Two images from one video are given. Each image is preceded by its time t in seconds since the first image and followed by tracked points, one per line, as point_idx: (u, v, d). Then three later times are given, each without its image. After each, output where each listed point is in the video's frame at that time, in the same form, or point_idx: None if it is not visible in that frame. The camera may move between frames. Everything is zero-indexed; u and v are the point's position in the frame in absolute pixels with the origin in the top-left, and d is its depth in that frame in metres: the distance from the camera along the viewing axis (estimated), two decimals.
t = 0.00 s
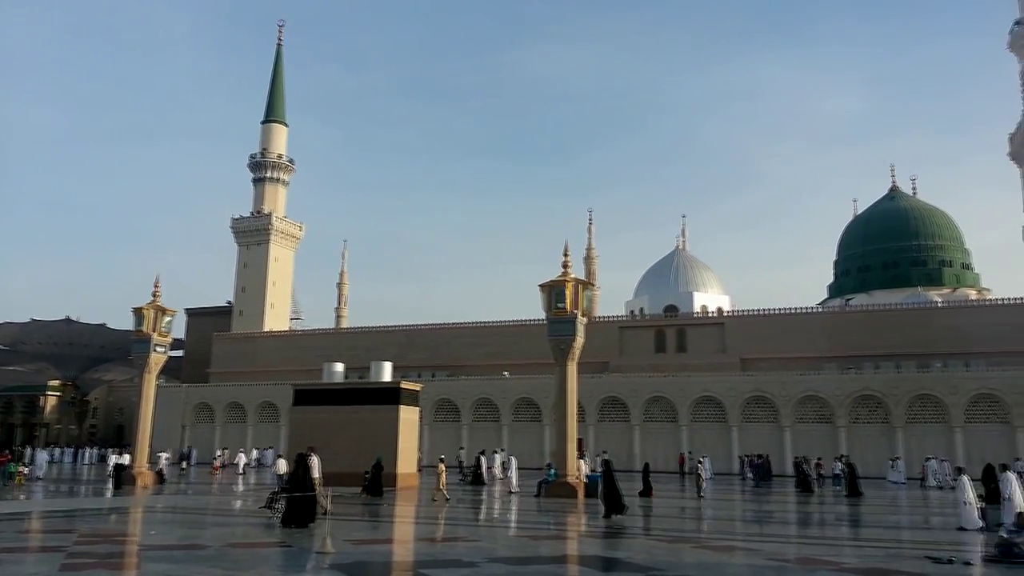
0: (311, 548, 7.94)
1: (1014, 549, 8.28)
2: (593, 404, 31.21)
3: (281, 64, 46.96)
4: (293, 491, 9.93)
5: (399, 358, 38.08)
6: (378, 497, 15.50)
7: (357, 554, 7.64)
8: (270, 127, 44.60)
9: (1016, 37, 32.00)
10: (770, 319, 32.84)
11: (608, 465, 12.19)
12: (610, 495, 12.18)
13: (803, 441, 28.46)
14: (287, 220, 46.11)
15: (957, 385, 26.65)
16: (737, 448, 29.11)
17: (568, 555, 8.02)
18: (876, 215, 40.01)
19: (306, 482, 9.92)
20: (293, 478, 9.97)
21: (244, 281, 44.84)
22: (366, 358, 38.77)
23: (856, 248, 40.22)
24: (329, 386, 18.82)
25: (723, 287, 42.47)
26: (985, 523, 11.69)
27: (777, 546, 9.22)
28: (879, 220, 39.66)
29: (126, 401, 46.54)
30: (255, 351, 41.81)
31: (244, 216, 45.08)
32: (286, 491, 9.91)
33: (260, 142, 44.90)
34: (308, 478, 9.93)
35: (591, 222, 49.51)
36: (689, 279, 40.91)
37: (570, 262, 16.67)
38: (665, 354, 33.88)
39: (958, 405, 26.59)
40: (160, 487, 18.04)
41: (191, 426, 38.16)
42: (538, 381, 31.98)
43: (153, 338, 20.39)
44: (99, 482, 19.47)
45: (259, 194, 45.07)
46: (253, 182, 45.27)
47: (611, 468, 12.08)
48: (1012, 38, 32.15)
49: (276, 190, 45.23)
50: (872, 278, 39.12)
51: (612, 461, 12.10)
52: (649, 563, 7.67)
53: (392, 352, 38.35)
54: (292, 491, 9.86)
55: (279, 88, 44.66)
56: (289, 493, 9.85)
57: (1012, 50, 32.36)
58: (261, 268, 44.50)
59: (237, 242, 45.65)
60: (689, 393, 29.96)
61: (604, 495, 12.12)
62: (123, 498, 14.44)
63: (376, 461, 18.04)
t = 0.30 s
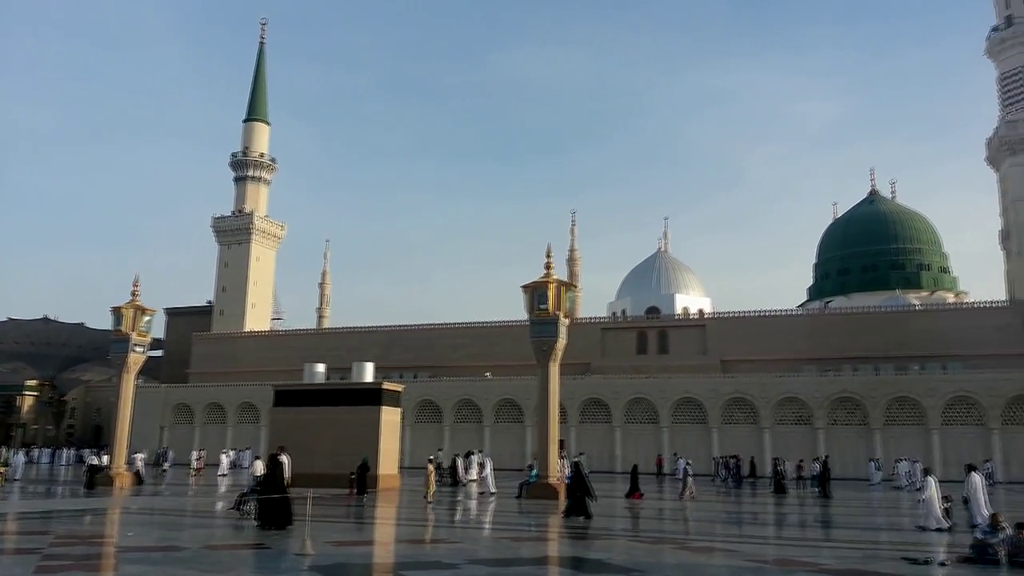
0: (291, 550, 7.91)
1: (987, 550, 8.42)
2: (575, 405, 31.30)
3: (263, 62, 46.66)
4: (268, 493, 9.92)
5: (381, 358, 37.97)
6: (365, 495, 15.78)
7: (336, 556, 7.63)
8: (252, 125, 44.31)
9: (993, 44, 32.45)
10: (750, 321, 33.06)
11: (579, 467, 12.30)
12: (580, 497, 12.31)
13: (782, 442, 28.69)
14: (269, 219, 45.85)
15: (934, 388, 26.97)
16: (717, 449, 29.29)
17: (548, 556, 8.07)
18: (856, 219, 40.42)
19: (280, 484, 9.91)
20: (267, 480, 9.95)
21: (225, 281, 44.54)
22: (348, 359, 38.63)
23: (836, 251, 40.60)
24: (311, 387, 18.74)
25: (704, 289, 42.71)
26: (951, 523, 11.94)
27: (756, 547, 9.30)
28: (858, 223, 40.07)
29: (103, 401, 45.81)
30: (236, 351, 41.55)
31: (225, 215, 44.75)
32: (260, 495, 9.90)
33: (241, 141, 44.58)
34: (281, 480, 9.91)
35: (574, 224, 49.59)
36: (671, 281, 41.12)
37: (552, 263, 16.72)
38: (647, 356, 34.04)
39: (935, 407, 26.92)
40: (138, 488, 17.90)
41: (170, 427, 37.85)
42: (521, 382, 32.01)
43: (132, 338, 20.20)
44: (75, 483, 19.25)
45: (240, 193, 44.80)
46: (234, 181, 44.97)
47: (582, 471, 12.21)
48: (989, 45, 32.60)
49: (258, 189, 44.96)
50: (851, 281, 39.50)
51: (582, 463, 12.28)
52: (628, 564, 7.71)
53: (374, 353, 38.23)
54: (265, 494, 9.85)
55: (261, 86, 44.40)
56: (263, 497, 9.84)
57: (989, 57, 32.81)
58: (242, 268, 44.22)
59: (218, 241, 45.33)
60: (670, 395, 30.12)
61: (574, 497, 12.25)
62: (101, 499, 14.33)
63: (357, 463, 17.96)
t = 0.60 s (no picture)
0: (272, 549, 7.88)
1: (963, 547, 8.51)
2: (557, 404, 31.36)
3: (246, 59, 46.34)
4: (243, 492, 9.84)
5: (363, 357, 37.87)
6: (352, 496, 15.65)
7: (317, 555, 7.61)
8: (234, 122, 43.99)
9: (972, 47, 32.82)
10: (732, 320, 33.28)
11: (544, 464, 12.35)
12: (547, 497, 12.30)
13: (762, 441, 28.90)
14: (251, 217, 45.56)
15: (912, 387, 27.27)
16: (698, 448, 29.46)
17: (530, 555, 8.09)
18: (837, 220, 40.77)
19: (256, 483, 9.83)
20: (242, 479, 9.85)
21: (206, 278, 44.22)
22: (330, 357, 38.47)
23: (817, 251, 40.94)
24: (293, 385, 18.67)
25: (686, 289, 42.92)
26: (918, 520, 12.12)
27: (736, 545, 9.38)
28: (839, 224, 40.43)
29: (83, 399, 45.42)
30: (217, 350, 41.27)
31: (207, 213, 44.41)
32: (234, 494, 9.79)
33: (224, 137, 44.24)
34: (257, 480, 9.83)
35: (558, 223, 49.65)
36: (654, 281, 41.30)
37: (536, 262, 16.75)
38: (629, 355, 34.18)
39: (913, 406, 27.22)
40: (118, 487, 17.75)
41: (150, 425, 37.55)
42: (504, 381, 32.02)
43: (112, 336, 20.03)
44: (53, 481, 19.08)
45: (222, 190, 44.48)
46: (217, 178, 44.65)
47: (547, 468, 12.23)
48: (969, 49, 32.98)
49: (240, 186, 44.67)
50: (831, 281, 39.83)
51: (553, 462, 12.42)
52: (610, 562, 7.76)
53: (356, 351, 38.12)
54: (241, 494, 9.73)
55: (245, 83, 44.09)
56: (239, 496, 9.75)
57: (969, 60, 33.18)
58: (223, 266, 43.92)
59: (199, 239, 44.98)
60: (652, 394, 30.26)
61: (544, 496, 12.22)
62: (79, 498, 14.19)
63: (339, 461, 17.92)
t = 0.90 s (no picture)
0: (250, 550, 7.86)
1: (938, 550, 8.64)
2: (539, 406, 31.40)
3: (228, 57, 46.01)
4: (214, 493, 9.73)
5: (344, 358, 37.73)
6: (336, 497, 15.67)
7: (296, 556, 7.60)
8: (216, 120, 43.65)
9: (951, 56, 33.24)
10: (713, 324, 33.46)
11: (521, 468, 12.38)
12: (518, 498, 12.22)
13: (742, 444, 29.09)
14: (232, 216, 45.25)
15: (890, 392, 27.56)
16: (678, 452, 29.61)
17: (510, 557, 8.12)
18: (817, 225, 41.15)
19: (228, 485, 9.73)
20: (213, 481, 9.70)
21: (186, 278, 43.87)
22: (311, 358, 38.28)
23: (797, 256, 41.30)
24: (273, 386, 18.56)
25: (668, 293, 43.12)
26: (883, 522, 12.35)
27: (715, 548, 9.45)
28: (819, 229, 40.81)
29: (59, 399, 44.87)
30: (196, 350, 40.95)
31: (187, 211, 44.05)
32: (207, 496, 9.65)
33: (205, 136, 43.89)
34: (229, 482, 9.73)
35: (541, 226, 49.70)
36: (636, 284, 41.47)
37: (519, 265, 16.77)
38: (611, 358, 34.29)
39: (891, 411, 27.51)
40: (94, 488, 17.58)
41: (127, 426, 37.18)
42: (486, 383, 32.00)
43: (89, 335, 19.83)
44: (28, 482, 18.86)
45: (203, 188, 44.16)
46: (198, 176, 44.31)
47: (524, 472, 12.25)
48: (948, 58, 33.39)
49: (221, 185, 44.35)
50: (811, 285, 40.17)
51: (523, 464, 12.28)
52: (589, 564, 7.81)
53: (337, 353, 37.97)
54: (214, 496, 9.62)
55: (227, 81, 43.79)
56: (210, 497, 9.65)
57: (947, 69, 33.60)
58: (204, 265, 43.59)
59: (179, 238, 44.60)
60: (633, 397, 30.37)
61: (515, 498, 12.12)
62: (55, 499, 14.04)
63: (319, 463, 17.85)
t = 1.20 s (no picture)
0: (230, 550, 7.81)
1: (914, 549, 8.76)
2: (521, 405, 31.43)
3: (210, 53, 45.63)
4: (184, 492, 9.66)
5: (326, 357, 37.58)
6: (320, 495, 15.65)
7: (276, 556, 7.57)
8: (197, 116, 43.28)
9: (929, 60, 33.61)
10: (694, 324, 33.63)
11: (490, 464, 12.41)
12: (490, 497, 12.42)
13: (722, 444, 29.28)
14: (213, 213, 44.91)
15: (868, 392, 27.85)
16: (659, 451, 29.75)
17: (491, 556, 8.09)
18: (797, 226, 41.49)
19: (198, 483, 9.65)
20: (185, 479, 9.63)
21: (165, 274, 43.49)
22: (292, 357, 38.08)
23: (777, 256, 41.63)
24: (254, 385, 18.46)
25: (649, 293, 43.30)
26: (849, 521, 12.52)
27: (694, 546, 9.52)
28: (799, 230, 41.15)
29: (36, 396, 44.33)
30: (176, 347, 40.60)
31: (167, 208, 43.66)
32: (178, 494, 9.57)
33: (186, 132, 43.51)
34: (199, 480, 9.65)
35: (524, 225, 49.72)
36: (618, 284, 41.61)
37: (501, 264, 16.79)
38: (593, 357, 34.38)
39: (869, 410, 27.80)
40: (71, 486, 17.39)
41: (105, 424, 36.80)
42: (468, 382, 31.99)
43: (67, 332, 19.60)
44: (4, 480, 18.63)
45: (183, 185, 43.80)
46: (178, 172, 43.94)
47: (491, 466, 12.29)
48: (926, 61, 33.75)
49: (202, 181, 43.99)
50: (790, 286, 40.49)
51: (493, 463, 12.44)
52: (570, 563, 7.82)
53: (319, 351, 37.81)
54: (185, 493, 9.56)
55: (208, 77, 43.43)
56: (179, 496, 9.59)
57: (925, 73, 33.97)
58: (183, 262, 43.23)
59: (159, 234, 44.19)
60: (614, 396, 30.49)
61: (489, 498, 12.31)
62: (30, 497, 13.89)
63: (302, 462, 17.78)
